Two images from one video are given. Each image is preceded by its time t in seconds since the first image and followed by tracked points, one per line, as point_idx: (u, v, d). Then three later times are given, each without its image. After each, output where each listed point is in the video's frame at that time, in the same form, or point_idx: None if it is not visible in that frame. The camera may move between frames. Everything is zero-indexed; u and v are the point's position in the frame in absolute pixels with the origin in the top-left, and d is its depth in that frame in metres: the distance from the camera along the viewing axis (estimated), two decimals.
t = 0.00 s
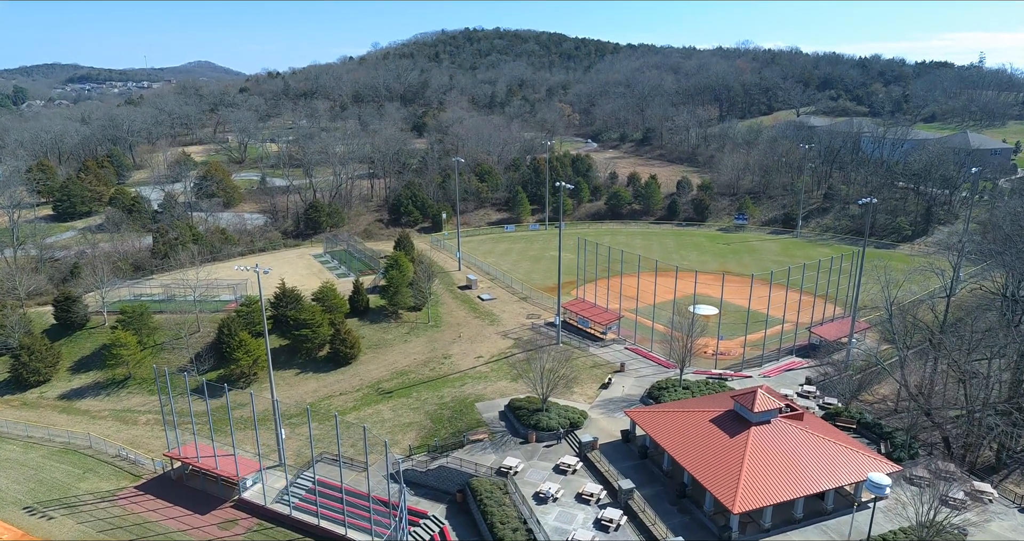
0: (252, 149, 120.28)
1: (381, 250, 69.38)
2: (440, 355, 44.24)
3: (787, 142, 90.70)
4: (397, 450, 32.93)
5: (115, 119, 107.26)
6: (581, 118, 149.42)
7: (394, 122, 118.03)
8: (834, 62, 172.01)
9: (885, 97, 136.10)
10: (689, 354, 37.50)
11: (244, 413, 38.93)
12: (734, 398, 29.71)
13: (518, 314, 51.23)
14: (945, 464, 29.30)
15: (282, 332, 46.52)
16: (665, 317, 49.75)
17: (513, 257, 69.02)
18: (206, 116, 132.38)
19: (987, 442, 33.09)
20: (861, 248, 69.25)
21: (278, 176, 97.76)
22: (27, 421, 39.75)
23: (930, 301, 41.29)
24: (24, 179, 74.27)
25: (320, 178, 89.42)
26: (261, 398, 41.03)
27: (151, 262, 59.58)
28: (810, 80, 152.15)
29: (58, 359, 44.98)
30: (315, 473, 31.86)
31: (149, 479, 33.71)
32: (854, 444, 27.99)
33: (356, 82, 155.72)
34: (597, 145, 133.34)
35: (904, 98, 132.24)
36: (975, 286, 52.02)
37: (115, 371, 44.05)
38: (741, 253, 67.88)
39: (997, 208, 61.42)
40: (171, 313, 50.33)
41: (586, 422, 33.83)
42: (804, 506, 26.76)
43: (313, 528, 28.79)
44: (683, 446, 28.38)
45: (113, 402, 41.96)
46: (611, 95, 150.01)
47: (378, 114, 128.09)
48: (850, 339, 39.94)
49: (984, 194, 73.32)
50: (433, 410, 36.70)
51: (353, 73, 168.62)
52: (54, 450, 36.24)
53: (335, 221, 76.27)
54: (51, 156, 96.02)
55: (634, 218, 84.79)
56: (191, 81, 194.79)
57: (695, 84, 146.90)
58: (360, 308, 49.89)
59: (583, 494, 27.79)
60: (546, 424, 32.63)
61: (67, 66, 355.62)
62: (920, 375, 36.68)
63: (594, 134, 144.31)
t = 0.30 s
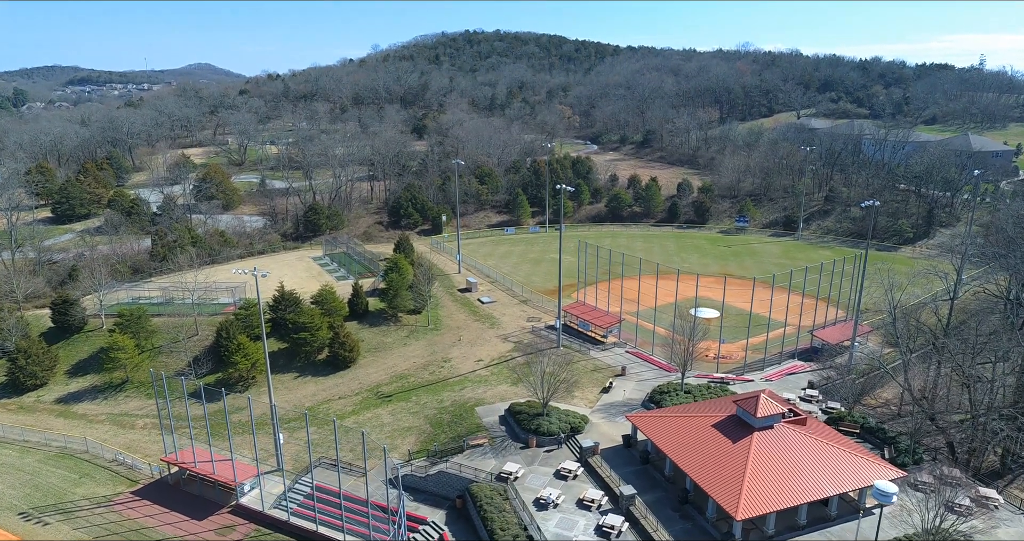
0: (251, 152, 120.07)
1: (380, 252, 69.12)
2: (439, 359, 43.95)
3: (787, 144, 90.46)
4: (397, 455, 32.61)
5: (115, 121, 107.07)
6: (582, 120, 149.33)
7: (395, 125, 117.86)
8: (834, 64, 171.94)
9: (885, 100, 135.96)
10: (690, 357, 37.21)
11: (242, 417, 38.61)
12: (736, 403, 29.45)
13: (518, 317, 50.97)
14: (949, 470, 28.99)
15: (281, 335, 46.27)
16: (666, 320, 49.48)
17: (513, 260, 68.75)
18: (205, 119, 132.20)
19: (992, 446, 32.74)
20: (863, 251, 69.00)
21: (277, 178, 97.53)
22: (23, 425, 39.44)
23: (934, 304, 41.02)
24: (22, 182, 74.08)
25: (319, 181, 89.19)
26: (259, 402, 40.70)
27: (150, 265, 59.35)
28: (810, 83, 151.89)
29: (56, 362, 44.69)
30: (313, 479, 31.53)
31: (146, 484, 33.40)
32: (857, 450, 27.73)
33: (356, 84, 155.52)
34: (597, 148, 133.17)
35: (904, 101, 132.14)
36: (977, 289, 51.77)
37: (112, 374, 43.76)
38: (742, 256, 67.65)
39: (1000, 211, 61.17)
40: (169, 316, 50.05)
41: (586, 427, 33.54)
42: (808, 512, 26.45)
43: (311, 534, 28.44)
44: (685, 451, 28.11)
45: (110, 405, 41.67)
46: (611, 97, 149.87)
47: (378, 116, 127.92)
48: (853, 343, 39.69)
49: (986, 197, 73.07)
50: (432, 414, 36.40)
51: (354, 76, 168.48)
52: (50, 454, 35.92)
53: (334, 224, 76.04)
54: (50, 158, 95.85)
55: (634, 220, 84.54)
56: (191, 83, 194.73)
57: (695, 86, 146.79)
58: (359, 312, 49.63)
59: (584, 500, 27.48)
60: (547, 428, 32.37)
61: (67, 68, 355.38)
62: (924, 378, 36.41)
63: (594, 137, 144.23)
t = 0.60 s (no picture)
0: (251, 153, 119.87)
1: (380, 254, 68.87)
2: (439, 362, 43.65)
3: (788, 146, 90.26)
4: (396, 459, 32.30)
5: (114, 123, 106.91)
6: (582, 122, 149.20)
7: (395, 126, 117.74)
8: (835, 66, 171.86)
9: (886, 101, 135.83)
10: (692, 361, 36.89)
11: (241, 421, 38.31)
12: (739, 408, 29.16)
13: (518, 320, 50.69)
14: (954, 475, 28.71)
15: (280, 338, 46.03)
16: (668, 323, 49.21)
17: (514, 262, 68.48)
18: (205, 120, 132.08)
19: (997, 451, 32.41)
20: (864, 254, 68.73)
21: (277, 180, 97.37)
22: (20, 429, 39.15)
23: (938, 307, 40.72)
24: (21, 183, 73.87)
25: (319, 183, 88.98)
26: (258, 406, 40.39)
27: (149, 267, 59.11)
28: (811, 84, 151.66)
29: (53, 366, 44.43)
30: (312, 484, 31.23)
31: (143, 490, 33.10)
32: (862, 455, 27.44)
33: (356, 85, 155.39)
34: (597, 149, 132.96)
35: (905, 102, 132.00)
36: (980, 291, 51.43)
37: (110, 378, 43.49)
38: (743, 258, 67.33)
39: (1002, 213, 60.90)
40: (167, 320, 49.79)
41: (587, 431, 33.23)
42: (812, 518, 26.16)
43: None
44: (687, 456, 27.81)
45: (108, 409, 41.39)
46: (612, 99, 149.75)
47: (378, 117, 127.78)
48: (856, 347, 39.41)
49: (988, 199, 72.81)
50: (432, 418, 36.11)
51: (354, 77, 168.29)
52: (47, 459, 35.62)
53: (334, 226, 75.84)
54: (49, 160, 95.66)
55: (635, 222, 84.30)
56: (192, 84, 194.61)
57: (695, 87, 146.65)
58: (359, 314, 49.37)
59: (585, 506, 27.18)
60: (547, 433, 32.07)
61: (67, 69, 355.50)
62: (927, 382, 36.14)
63: (594, 138, 144.09)
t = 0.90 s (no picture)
0: (250, 156, 119.65)
1: (380, 258, 68.61)
2: (439, 367, 43.33)
3: (788, 150, 90.11)
4: (395, 466, 31.98)
5: (114, 126, 106.79)
6: (582, 125, 149.14)
7: (395, 129, 117.61)
8: (835, 69, 171.90)
9: (886, 104, 135.77)
10: (694, 366, 36.56)
11: (238, 426, 37.97)
12: (742, 413, 28.85)
13: (518, 324, 50.40)
14: (959, 482, 28.40)
15: (279, 343, 45.78)
16: (669, 328, 48.93)
17: (514, 266, 68.21)
18: (205, 123, 131.93)
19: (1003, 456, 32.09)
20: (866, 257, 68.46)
21: (276, 183, 97.16)
22: (16, 434, 38.82)
23: (941, 311, 40.45)
24: (19, 186, 73.65)
25: (318, 186, 88.79)
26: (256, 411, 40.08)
27: (147, 271, 58.87)
28: (811, 88, 151.74)
29: (50, 370, 44.13)
30: (309, 490, 30.86)
31: (140, 496, 32.78)
32: (866, 462, 27.16)
33: (356, 88, 155.31)
34: (597, 152, 132.84)
35: (905, 105, 131.94)
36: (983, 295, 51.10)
37: (107, 382, 43.20)
38: (744, 261, 67.08)
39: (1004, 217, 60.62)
40: (165, 324, 49.52)
41: (588, 437, 32.90)
42: (816, 526, 25.81)
43: None
44: (690, 463, 27.49)
45: (105, 414, 41.05)
46: (612, 102, 149.70)
47: (378, 120, 127.64)
48: (859, 352, 39.11)
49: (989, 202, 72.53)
50: (431, 423, 35.80)
51: (354, 80, 168.21)
52: (43, 465, 35.29)
53: (333, 229, 75.65)
54: (48, 162, 95.46)
55: (635, 225, 84.05)
56: (191, 88, 194.55)
57: (695, 90, 146.65)
58: (358, 319, 49.09)
59: (587, 513, 26.84)
60: (547, 439, 31.77)
61: (67, 73, 355.82)
62: (931, 387, 35.87)
63: (595, 142, 144.02)
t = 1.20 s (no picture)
0: (250, 158, 119.45)
1: (379, 261, 68.34)
2: (438, 370, 43.03)
3: (789, 152, 89.89)
4: (395, 471, 31.68)
5: (113, 127, 106.62)
6: (582, 127, 149.04)
7: (395, 131, 117.45)
8: (835, 71, 171.86)
9: (886, 106, 135.59)
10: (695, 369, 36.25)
11: (236, 431, 37.67)
12: (744, 419, 28.57)
13: (519, 327, 50.12)
14: (965, 488, 28.04)
15: (278, 346, 45.57)
16: (670, 331, 48.63)
17: (514, 268, 67.95)
18: (204, 125, 131.71)
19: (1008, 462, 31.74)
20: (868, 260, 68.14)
21: (276, 186, 96.91)
22: (12, 439, 38.49)
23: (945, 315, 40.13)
24: (18, 189, 73.43)
25: (317, 188, 88.52)
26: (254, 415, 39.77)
27: (146, 273, 58.60)
28: (811, 90, 151.68)
29: (47, 374, 43.81)
30: (307, 496, 30.48)
31: (136, 501, 32.47)
32: (870, 468, 26.88)
33: (356, 90, 155.16)
34: (597, 155, 132.72)
35: (906, 107, 131.80)
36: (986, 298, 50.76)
37: (105, 386, 42.91)
38: (745, 264, 66.78)
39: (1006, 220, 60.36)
40: (163, 327, 49.26)
41: (590, 442, 32.60)
42: (821, 533, 25.43)
43: None
44: (692, 469, 27.18)
45: (102, 418, 40.75)
46: (612, 104, 149.61)
47: (378, 123, 127.44)
48: (861, 355, 38.83)
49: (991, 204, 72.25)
50: (431, 427, 35.53)
51: (354, 82, 168.10)
52: (39, 470, 34.97)
53: (333, 232, 75.47)
54: (47, 165, 95.25)
55: (635, 228, 83.76)
56: (191, 90, 194.43)
57: (695, 93, 146.61)
58: (357, 322, 48.81)
59: (587, 519, 26.53)
60: (548, 444, 31.49)
61: (68, 75, 356.00)
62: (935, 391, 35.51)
63: (595, 144, 143.87)
